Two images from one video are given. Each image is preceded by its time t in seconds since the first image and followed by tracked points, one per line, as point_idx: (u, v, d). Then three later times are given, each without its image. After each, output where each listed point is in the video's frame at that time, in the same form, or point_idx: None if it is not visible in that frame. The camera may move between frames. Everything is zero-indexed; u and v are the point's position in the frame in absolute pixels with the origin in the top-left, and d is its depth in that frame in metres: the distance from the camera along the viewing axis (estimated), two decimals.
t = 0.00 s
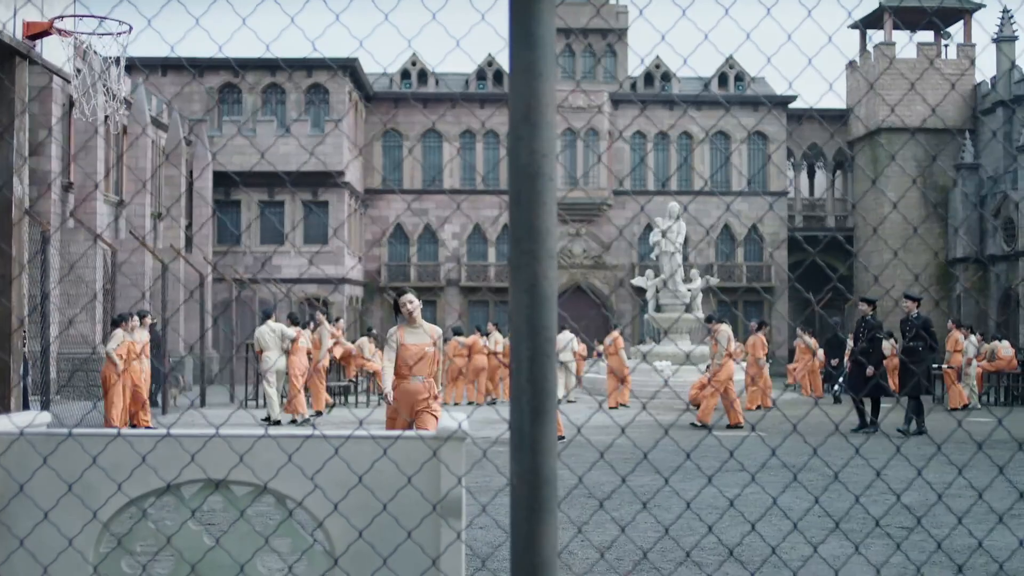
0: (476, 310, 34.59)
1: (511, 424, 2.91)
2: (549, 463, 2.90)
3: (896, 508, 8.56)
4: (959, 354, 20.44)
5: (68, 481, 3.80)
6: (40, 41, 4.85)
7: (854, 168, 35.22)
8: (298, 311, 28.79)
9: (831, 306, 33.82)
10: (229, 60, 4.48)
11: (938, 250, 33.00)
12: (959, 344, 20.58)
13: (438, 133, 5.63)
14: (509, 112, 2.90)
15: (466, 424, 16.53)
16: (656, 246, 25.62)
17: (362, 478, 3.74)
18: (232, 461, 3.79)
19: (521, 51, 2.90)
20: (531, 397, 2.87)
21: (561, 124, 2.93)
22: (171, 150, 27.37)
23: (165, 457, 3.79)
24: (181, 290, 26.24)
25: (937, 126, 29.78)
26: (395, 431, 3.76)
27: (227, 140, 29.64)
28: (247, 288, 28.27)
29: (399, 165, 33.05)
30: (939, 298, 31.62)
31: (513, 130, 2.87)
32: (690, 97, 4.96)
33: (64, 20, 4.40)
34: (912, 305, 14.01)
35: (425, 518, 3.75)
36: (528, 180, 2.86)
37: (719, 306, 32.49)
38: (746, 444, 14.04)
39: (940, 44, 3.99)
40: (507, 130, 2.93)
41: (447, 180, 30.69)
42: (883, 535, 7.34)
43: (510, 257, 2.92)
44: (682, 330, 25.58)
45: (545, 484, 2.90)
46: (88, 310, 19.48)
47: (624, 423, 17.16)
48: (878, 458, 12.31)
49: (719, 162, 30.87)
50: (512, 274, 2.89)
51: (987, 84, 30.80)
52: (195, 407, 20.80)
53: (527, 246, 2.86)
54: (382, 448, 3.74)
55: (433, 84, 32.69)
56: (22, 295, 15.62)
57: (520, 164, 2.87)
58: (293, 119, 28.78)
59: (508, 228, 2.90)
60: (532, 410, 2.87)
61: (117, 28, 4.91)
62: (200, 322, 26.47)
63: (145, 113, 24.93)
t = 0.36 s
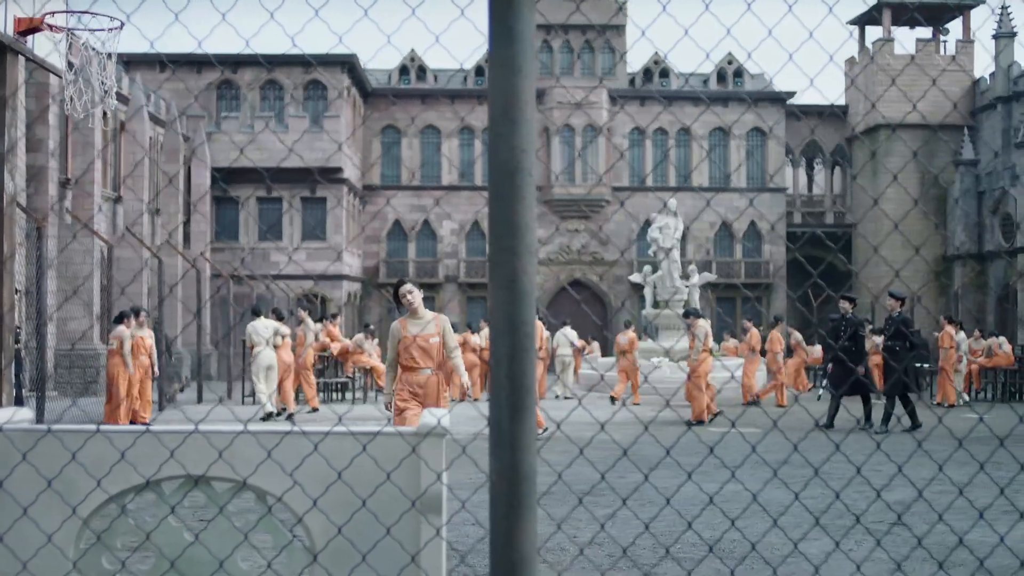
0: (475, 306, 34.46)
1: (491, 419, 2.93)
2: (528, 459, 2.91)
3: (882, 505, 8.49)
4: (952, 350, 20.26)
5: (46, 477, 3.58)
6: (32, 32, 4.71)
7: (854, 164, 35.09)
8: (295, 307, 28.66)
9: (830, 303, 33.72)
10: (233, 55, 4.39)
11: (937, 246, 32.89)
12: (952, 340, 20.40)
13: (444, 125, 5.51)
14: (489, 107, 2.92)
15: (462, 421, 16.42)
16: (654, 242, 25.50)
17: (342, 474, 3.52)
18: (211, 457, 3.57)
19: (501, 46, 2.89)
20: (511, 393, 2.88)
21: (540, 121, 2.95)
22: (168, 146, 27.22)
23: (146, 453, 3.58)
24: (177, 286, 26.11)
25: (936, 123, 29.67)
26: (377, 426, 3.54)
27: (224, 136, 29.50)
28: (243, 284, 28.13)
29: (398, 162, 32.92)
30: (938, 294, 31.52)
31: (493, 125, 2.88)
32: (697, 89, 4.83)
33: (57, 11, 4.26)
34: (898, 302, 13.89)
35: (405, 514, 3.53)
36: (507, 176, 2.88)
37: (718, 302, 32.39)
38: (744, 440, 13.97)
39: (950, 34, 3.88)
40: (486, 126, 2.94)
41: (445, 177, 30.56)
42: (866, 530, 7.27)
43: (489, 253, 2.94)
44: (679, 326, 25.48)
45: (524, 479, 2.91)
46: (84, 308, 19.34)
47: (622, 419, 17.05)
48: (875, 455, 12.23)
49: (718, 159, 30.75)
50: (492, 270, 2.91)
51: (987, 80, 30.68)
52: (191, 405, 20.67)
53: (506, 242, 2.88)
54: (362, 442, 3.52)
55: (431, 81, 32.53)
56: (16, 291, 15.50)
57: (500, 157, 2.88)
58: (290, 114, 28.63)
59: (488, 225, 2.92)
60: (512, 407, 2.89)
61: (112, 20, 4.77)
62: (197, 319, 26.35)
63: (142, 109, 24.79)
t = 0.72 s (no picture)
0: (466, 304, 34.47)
1: (464, 417, 2.92)
2: (501, 456, 2.90)
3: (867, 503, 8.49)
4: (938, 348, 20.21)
5: (21, 476, 3.58)
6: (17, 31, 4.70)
7: (845, 162, 35.10)
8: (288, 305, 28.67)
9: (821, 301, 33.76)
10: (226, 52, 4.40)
11: (928, 244, 32.91)
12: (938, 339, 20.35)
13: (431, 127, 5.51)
14: (462, 104, 2.91)
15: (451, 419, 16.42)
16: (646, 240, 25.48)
17: (315, 473, 3.52)
18: (185, 454, 3.57)
19: (475, 43, 2.89)
20: (485, 390, 2.87)
21: (515, 116, 2.93)
22: (160, 143, 27.19)
23: (120, 452, 3.57)
24: (169, 284, 26.09)
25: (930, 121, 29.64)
26: (350, 424, 3.55)
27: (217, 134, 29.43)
28: (235, 281, 28.13)
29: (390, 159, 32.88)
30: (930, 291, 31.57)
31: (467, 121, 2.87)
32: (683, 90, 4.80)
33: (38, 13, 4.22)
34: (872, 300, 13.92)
35: (379, 511, 3.53)
36: (481, 175, 2.87)
37: (711, 300, 32.44)
38: (735, 438, 14.01)
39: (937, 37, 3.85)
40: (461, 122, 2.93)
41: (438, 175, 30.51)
42: (851, 529, 7.26)
43: (463, 250, 2.93)
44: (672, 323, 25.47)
45: (497, 477, 2.90)
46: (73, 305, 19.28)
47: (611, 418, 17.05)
48: (864, 453, 12.25)
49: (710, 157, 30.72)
50: (465, 268, 2.90)
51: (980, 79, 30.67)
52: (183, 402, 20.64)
53: (478, 240, 2.87)
54: (336, 441, 3.52)
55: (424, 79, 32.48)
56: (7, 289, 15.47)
57: (474, 155, 2.87)
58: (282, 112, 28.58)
59: (461, 221, 2.90)
60: (485, 403, 2.88)
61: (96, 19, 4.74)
62: (188, 317, 26.35)
63: (133, 106, 24.73)
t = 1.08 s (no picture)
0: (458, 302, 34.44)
1: (439, 415, 2.90)
2: (475, 454, 2.89)
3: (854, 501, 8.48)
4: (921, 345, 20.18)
5: None
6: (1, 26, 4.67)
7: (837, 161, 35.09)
8: (278, 303, 28.62)
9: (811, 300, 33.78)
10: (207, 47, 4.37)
11: (919, 242, 32.92)
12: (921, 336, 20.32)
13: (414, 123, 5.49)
14: (437, 101, 2.88)
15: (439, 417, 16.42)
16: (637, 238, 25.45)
17: (290, 471, 3.53)
18: (159, 452, 3.58)
19: (450, 41, 2.86)
20: (459, 389, 2.86)
21: (491, 113, 2.91)
22: (151, 141, 27.12)
23: (94, 450, 3.58)
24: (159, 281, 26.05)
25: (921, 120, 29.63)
26: (325, 422, 3.55)
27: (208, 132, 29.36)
28: (225, 279, 28.08)
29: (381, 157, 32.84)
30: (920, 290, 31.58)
31: (442, 119, 2.84)
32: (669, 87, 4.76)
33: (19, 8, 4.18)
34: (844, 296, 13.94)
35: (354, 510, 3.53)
36: (456, 173, 2.85)
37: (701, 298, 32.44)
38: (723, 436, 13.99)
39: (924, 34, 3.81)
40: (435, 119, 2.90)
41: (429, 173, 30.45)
42: (837, 527, 7.25)
43: (437, 249, 2.91)
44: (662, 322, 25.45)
45: (472, 476, 2.89)
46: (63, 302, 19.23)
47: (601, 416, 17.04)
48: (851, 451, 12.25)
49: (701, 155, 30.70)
50: (439, 266, 2.88)
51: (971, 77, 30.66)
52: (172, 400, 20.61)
53: (453, 238, 2.85)
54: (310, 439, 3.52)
55: (416, 77, 32.41)
56: None
57: (448, 152, 2.85)
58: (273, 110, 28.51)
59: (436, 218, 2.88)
60: (459, 401, 2.87)
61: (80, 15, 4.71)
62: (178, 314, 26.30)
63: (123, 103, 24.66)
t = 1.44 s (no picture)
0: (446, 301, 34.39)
1: (409, 415, 2.89)
2: (446, 452, 2.88)
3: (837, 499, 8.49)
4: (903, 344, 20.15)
5: None
6: None
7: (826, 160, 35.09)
8: (265, 301, 28.55)
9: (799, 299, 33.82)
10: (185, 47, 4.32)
11: (907, 241, 32.95)
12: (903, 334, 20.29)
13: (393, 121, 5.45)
14: (408, 100, 2.87)
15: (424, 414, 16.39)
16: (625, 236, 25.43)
17: (259, 470, 3.52)
18: (129, 451, 3.57)
19: (421, 41, 2.84)
20: (429, 388, 2.85)
21: (461, 113, 2.89)
22: (139, 139, 27.04)
23: (63, 448, 3.59)
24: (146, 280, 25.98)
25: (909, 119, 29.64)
26: (296, 421, 3.55)
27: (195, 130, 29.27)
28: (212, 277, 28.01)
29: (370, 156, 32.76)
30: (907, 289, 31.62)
31: (412, 118, 2.83)
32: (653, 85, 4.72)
33: None
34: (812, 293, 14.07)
35: (324, 509, 3.53)
36: (426, 171, 2.83)
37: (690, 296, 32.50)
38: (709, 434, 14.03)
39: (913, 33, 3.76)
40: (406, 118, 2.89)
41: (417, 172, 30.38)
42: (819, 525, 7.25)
43: (407, 248, 2.89)
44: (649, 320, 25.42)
45: (443, 475, 2.88)
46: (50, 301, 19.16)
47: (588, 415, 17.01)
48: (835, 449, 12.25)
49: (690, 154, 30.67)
50: (409, 265, 2.87)
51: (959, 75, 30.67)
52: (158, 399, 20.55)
53: (423, 236, 2.83)
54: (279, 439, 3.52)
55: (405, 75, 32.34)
56: None
57: (418, 151, 2.83)
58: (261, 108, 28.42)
59: (406, 217, 2.86)
60: (429, 400, 2.85)
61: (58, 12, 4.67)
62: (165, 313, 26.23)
63: (110, 101, 24.57)
